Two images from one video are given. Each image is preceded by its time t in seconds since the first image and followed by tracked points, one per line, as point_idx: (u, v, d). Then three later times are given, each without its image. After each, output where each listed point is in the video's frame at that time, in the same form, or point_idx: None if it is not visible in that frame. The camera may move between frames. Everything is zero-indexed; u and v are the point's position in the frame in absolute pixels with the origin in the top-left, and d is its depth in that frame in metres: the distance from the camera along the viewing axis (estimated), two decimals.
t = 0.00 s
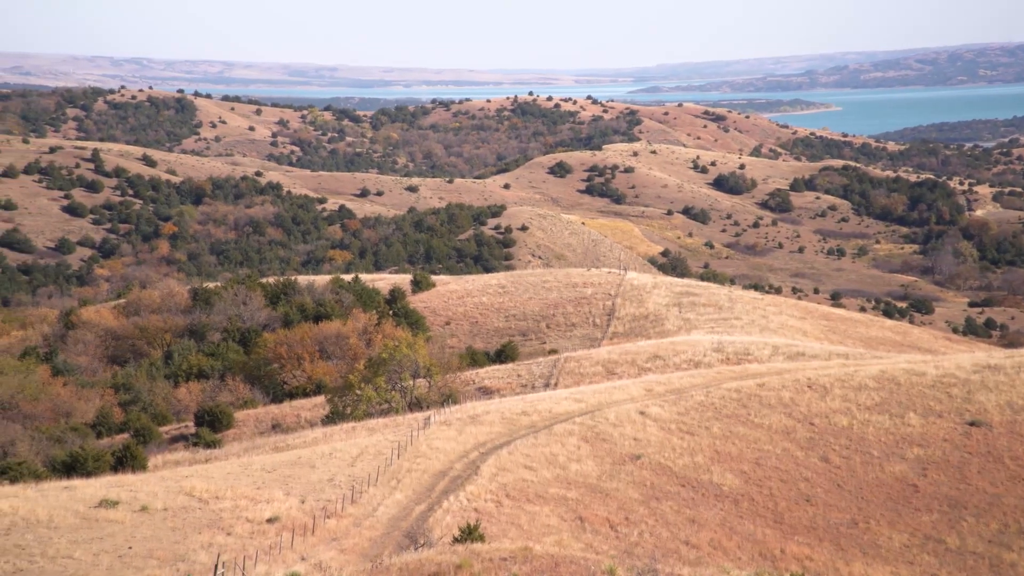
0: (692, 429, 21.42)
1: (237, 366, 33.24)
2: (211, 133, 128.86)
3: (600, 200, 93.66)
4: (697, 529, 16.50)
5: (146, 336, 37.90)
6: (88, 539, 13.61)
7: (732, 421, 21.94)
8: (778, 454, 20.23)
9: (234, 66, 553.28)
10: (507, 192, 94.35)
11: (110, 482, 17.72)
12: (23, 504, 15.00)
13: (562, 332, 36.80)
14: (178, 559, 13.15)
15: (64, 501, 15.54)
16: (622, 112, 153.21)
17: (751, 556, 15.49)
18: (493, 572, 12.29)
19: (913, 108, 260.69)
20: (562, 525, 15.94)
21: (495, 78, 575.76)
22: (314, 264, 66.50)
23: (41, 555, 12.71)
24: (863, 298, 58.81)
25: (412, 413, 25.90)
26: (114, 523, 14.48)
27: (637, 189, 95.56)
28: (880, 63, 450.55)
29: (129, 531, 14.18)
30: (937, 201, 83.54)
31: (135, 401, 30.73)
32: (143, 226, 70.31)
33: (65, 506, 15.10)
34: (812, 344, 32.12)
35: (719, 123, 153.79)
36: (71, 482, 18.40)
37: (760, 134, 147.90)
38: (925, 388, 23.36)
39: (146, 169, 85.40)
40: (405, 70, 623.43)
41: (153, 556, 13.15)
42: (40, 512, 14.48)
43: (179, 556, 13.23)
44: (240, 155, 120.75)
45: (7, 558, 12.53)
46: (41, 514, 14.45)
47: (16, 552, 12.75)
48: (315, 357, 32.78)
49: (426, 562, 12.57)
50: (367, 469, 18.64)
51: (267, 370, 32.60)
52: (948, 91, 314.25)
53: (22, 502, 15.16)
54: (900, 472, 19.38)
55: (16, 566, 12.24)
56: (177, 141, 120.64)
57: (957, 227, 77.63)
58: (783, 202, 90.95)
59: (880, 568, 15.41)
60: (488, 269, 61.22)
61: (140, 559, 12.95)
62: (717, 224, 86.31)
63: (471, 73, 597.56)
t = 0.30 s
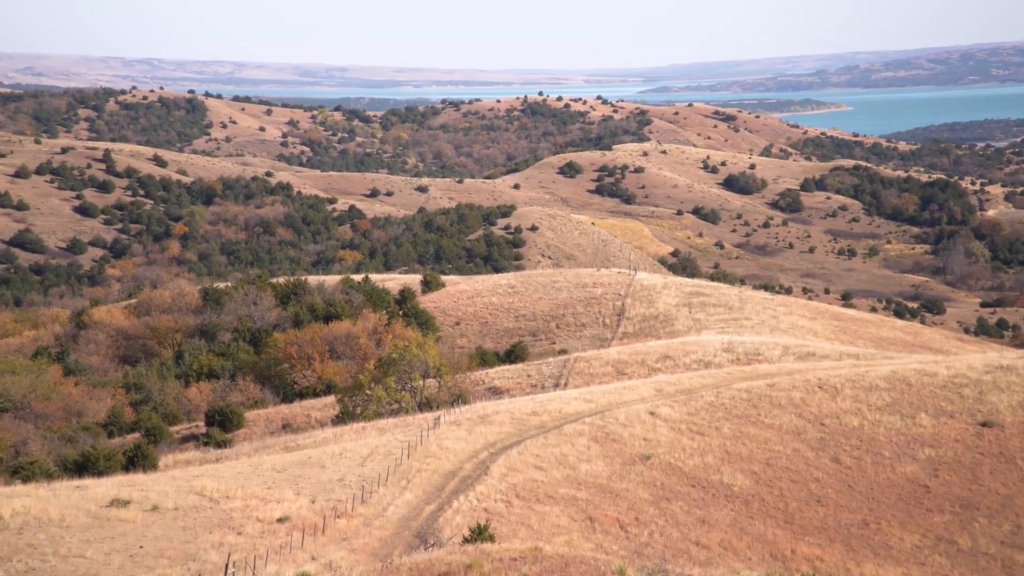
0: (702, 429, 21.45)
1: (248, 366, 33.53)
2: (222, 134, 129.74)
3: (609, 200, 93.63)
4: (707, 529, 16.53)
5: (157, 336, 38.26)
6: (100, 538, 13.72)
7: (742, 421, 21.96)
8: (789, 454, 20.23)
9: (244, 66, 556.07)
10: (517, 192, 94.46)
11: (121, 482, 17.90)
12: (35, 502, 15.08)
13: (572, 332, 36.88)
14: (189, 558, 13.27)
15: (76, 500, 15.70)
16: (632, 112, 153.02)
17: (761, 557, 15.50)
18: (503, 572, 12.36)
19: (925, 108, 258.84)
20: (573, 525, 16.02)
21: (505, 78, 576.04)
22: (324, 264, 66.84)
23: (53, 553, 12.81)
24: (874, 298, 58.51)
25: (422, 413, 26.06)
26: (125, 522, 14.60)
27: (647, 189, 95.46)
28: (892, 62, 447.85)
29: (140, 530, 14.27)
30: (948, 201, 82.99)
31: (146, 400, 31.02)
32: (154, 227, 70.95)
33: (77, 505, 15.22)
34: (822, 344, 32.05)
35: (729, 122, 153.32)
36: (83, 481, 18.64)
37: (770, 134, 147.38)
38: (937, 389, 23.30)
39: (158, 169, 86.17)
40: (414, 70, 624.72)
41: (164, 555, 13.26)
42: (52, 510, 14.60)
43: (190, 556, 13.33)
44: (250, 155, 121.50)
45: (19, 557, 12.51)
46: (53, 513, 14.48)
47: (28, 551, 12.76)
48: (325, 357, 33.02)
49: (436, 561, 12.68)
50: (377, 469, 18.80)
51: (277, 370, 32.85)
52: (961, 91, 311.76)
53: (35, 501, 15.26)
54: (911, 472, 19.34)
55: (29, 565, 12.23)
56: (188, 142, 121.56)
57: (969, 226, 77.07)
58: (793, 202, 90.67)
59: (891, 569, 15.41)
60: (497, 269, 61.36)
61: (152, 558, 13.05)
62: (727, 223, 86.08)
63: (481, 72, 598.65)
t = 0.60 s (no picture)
0: (712, 429, 21.49)
1: (258, 366, 33.79)
2: (232, 134, 130.57)
3: (619, 200, 93.56)
4: (717, 530, 16.57)
5: (168, 336, 38.60)
6: (111, 537, 13.83)
7: (752, 421, 21.97)
8: (799, 454, 20.23)
9: (255, 66, 558.85)
10: (527, 192, 94.56)
11: (132, 482, 18.12)
12: (47, 502, 15.22)
13: (581, 332, 36.94)
14: (199, 557, 13.38)
15: (88, 499, 15.85)
16: (641, 112, 152.79)
17: (771, 557, 15.51)
18: (513, 571, 12.44)
19: (936, 107, 256.98)
20: (582, 525, 16.11)
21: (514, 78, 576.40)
22: (333, 264, 67.15)
23: (65, 552, 12.92)
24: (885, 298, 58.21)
25: (432, 413, 26.25)
26: (136, 522, 14.71)
27: (657, 189, 95.33)
28: (904, 62, 444.81)
29: (151, 530, 14.38)
30: (960, 200, 82.38)
31: (157, 400, 31.31)
32: (165, 227, 71.58)
33: (89, 505, 15.36)
34: (833, 344, 31.98)
35: (740, 122, 152.81)
36: (95, 480, 18.89)
37: (780, 134, 146.83)
38: (948, 389, 23.24)
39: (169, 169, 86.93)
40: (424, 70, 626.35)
41: (175, 554, 13.36)
42: (64, 509, 14.73)
43: (200, 556, 13.44)
44: (261, 155, 122.23)
45: (31, 555, 12.62)
46: (64, 512, 14.62)
47: (40, 550, 12.86)
48: (335, 357, 33.23)
49: (445, 561, 12.77)
50: (387, 468, 18.96)
51: (287, 370, 33.08)
52: (974, 90, 309.17)
53: (46, 500, 15.41)
54: (922, 473, 19.31)
55: (41, 563, 12.34)
56: (199, 142, 122.43)
57: (980, 226, 76.49)
58: (804, 202, 90.33)
59: (902, 569, 15.39)
60: (507, 268, 61.47)
61: (162, 558, 13.15)
62: (737, 223, 85.83)
63: (491, 73, 599.24)
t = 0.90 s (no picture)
0: (721, 429, 21.52)
1: (268, 366, 34.03)
2: (243, 134, 131.33)
3: (629, 200, 93.48)
4: (727, 530, 16.61)
5: (178, 335, 38.94)
6: (122, 536, 13.97)
7: (762, 421, 21.98)
8: (809, 454, 20.23)
9: (265, 66, 561.37)
10: (537, 192, 94.61)
11: (143, 481, 18.31)
12: (59, 500, 15.39)
13: (591, 332, 36.99)
14: (210, 557, 13.54)
15: (99, 498, 16.00)
16: (651, 111, 152.51)
17: (781, 557, 15.53)
18: (523, 571, 12.51)
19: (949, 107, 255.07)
20: (592, 525, 16.19)
21: (524, 78, 576.55)
22: (343, 264, 67.47)
23: (76, 551, 13.04)
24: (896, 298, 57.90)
25: (442, 412, 26.42)
26: (147, 521, 14.86)
27: (667, 188, 95.16)
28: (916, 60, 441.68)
29: (161, 529, 14.52)
30: (971, 200, 81.83)
31: (168, 399, 31.60)
32: (176, 227, 72.16)
33: (100, 504, 15.51)
34: (843, 344, 31.91)
35: (750, 121, 152.27)
36: (106, 479, 19.11)
37: (791, 133, 146.24)
38: (959, 389, 23.16)
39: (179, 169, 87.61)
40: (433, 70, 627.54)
41: (186, 553, 13.52)
42: (75, 508, 14.87)
43: (211, 555, 13.60)
44: (271, 155, 122.89)
45: (42, 554, 12.74)
46: (76, 511, 14.76)
47: (52, 549, 12.99)
48: (344, 357, 33.45)
49: (455, 560, 12.88)
50: (396, 468, 19.11)
51: (297, 370, 33.33)
52: (987, 89, 306.56)
53: (57, 499, 15.54)
54: (934, 473, 19.28)
55: (52, 562, 12.46)
56: (209, 142, 123.23)
57: (992, 226, 75.93)
58: (814, 202, 89.94)
59: (913, 569, 15.39)
60: (516, 268, 61.58)
61: (173, 557, 13.31)
62: (747, 223, 85.57)
63: (500, 73, 599.46)
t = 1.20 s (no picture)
0: (731, 429, 21.55)
1: (278, 366, 34.28)
2: (253, 134, 132.13)
3: (638, 199, 93.40)
4: (737, 530, 16.65)
5: (189, 335, 39.28)
6: (133, 535, 14.14)
7: (773, 421, 21.99)
8: (820, 455, 20.22)
9: (275, 66, 563.62)
10: (546, 192, 94.70)
11: (153, 480, 18.52)
12: (71, 500, 15.60)
13: (600, 332, 37.04)
14: (220, 556, 13.71)
15: (110, 497, 16.19)
16: (661, 111, 152.28)
17: (791, 558, 15.55)
18: (533, 571, 12.59)
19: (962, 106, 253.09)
20: (602, 526, 16.27)
21: (534, 78, 576.35)
22: (353, 264, 67.78)
23: (87, 550, 13.20)
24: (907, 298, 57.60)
25: (451, 413, 26.56)
26: (158, 520, 15.03)
27: (677, 188, 95.01)
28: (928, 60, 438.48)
29: (173, 528, 14.71)
30: (983, 200, 81.28)
31: (178, 399, 31.86)
32: (186, 226, 72.77)
33: (112, 503, 15.68)
34: (854, 345, 31.83)
35: (761, 121, 151.73)
36: (116, 479, 19.36)
37: (801, 133, 145.70)
38: (971, 390, 23.07)
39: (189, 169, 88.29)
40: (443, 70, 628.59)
41: (196, 553, 13.70)
42: (87, 507, 15.05)
43: (222, 554, 13.79)
44: (281, 155, 123.59)
45: (54, 554, 12.87)
46: (87, 510, 14.93)
47: (63, 548, 13.17)
48: (354, 356, 33.66)
49: (464, 560, 12.98)
50: (406, 468, 19.28)
51: (307, 369, 33.56)
52: (1001, 87, 303.88)
53: (69, 498, 15.73)
54: (945, 474, 19.24)
55: (64, 561, 12.61)
56: (219, 142, 124.10)
57: (1004, 226, 75.39)
58: (825, 202, 89.59)
59: (924, 570, 15.39)
60: (526, 268, 61.69)
61: (184, 556, 13.49)
62: (757, 223, 85.33)
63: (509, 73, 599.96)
